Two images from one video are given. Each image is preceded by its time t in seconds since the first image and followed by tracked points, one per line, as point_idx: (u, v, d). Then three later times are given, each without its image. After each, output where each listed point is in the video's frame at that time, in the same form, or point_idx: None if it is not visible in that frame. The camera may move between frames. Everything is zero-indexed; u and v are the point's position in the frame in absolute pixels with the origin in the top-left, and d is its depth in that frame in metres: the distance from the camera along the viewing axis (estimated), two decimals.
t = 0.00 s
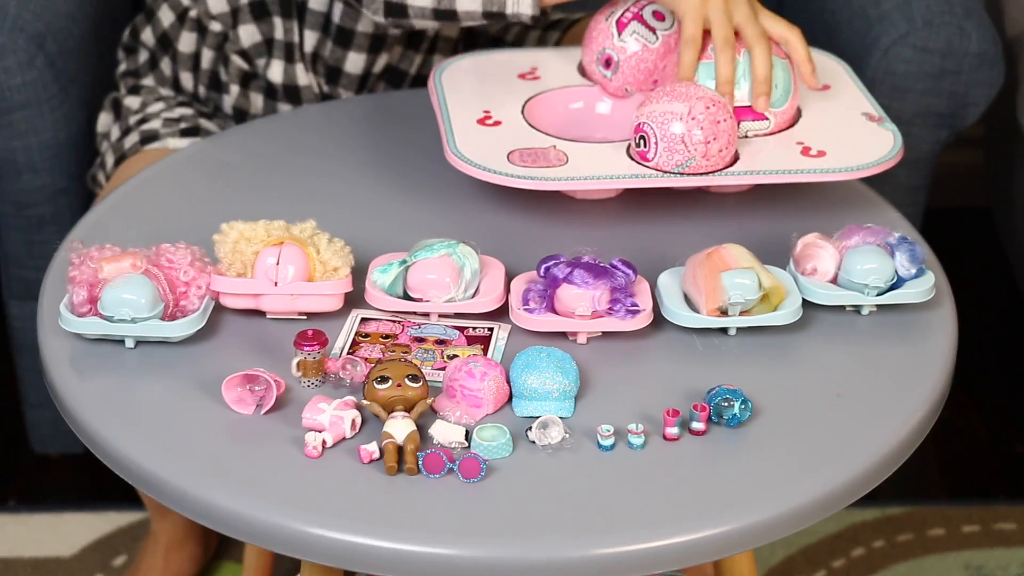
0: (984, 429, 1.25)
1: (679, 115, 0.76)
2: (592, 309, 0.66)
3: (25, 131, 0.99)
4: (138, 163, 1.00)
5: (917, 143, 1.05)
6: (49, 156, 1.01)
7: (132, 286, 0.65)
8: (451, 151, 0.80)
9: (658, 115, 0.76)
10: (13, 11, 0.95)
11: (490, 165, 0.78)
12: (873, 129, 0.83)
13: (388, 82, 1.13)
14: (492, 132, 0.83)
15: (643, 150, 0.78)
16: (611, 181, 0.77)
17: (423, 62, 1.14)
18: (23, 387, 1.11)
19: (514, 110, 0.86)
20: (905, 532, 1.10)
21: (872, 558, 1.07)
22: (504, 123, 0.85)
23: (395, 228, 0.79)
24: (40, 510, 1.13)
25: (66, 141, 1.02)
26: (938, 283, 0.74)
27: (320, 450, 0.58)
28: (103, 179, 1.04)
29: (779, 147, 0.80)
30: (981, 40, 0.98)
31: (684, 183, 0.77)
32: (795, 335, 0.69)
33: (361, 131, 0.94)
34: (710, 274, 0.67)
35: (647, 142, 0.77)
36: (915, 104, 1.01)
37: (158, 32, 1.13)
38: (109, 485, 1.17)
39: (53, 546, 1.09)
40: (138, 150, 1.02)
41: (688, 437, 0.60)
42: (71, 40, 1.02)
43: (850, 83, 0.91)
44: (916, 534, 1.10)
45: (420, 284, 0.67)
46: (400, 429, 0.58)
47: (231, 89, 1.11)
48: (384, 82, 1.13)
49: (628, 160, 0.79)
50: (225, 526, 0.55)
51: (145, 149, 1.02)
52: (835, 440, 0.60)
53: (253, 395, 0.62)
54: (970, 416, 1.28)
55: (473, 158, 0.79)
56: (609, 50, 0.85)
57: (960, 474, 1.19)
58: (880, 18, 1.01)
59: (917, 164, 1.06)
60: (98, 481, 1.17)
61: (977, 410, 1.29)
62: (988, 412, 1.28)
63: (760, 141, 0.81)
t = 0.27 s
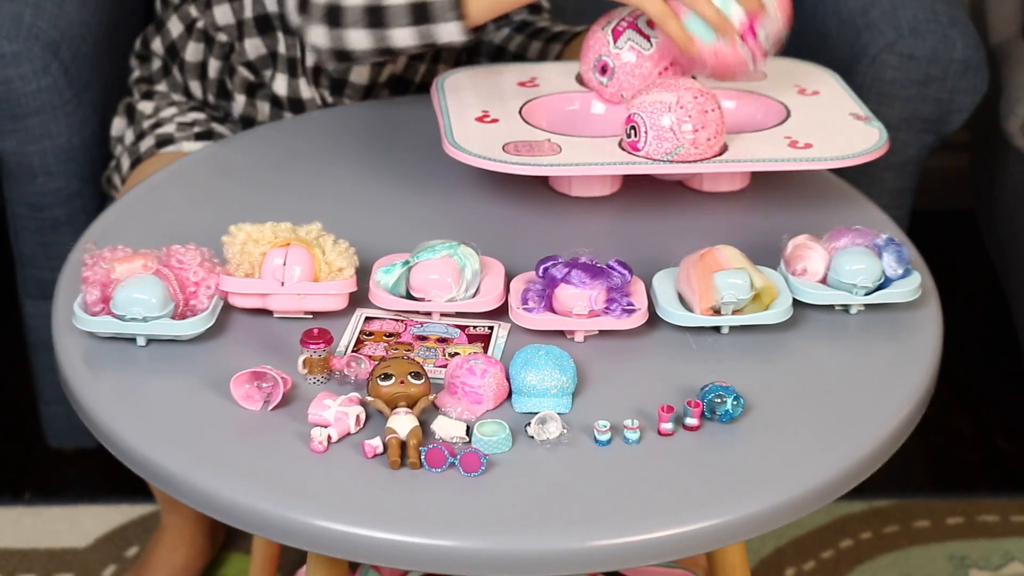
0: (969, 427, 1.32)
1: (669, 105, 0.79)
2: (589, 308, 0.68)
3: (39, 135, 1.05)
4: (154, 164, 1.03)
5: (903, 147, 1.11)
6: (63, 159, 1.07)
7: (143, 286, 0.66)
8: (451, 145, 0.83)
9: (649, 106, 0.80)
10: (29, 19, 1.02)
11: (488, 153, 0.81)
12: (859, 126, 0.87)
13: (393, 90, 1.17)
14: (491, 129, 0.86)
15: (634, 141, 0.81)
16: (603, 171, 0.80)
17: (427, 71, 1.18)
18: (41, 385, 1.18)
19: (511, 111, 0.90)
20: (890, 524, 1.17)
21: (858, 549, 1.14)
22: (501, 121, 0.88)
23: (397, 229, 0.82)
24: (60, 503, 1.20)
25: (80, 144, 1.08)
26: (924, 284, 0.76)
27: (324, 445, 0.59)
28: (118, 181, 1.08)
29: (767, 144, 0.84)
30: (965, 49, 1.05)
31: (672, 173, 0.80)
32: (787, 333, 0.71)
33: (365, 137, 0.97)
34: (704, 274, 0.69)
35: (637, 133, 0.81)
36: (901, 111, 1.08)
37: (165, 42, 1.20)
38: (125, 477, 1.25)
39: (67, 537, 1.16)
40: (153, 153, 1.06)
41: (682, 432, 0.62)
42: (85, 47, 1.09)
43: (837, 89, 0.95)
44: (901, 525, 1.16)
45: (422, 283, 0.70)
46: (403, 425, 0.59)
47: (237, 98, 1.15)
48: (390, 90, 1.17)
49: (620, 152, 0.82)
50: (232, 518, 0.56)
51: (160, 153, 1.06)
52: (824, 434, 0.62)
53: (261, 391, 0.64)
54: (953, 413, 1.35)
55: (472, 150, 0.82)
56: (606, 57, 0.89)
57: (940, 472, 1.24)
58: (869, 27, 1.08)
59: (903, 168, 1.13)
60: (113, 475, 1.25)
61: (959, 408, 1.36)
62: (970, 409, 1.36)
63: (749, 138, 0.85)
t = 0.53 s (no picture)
0: (948, 420, 1.39)
1: (660, 109, 0.83)
2: (586, 307, 0.71)
3: (61, 143, 1.12)
4: (169, 170, 1.08)
5: (886, 152, 1.19)
6: (83, 165, 1.14)
7: (159, 286, 0.69)
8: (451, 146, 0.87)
9: (641, 108, 0.84)
10: (51, 32, 1.09)
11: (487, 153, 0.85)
12: (843, 130, 0.91)
13: (391, 98, 1.24)
14: (490, 132, 0.90)
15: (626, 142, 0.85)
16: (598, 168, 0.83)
17: (425, 80, 1.25)
18: (58, 377, 1.26)
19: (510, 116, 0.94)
20: (875, 514, 1.21)
21: (844, 538, 1.18)
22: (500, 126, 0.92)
23: (401, 232, 0.85)
24: (78, 494, 1.24)
25: (99, 151, 1.15)
26: (907, 284, 0.79)
27: (332, 438, 0.62)
28: (134, 188, 1.13)
29: (755, 144, 0.88)
30: (944, 60, 1.14)
31: (664, 171, 0.84)
32: (775, 331, 0.73)
33: (368, 142, 1.01)
34: (695, 274, 0.72)
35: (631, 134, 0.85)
36: (883, 118, 1.16)
37: (171, 59, 1.27)
38: (139, 470, 1.30)
39: (85, 527, 1.20)
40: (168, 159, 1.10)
41: (675, 426, 0.64)
42: (103, 61, 1.16)
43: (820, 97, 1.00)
44: (885, 515, 1.21)
45: (426, 283, 0.73)
46: (407, 419, 0.62)
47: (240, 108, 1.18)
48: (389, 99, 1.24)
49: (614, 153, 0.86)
50: (242, 508, 0.58)
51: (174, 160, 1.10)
52: (811, 427, 0.64)
53: (271, 387, 0.66)
54: (936, 410, 1.41)
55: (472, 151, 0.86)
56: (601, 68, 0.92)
57: (920, 463, 1.31)
58: (850, 40, 1.17)
59: (886, 173, 1.20)
60: (132, 468, 1.31)
61: (942, 405, 1.42)
62: (952, 406, 1.42)
63: (737, 139, 0.89)
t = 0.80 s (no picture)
0: (948, 420, 1.39)
1: (662, 102, 0.84)
2: (586, 307, 0.71)
3: (61, 143, 1.13)
4: (164, 171, 1.07)
5: (886, 153, 1.19)
6: (83, 165, 1.15)
7: (158, 286, 0.69)
8: (453, 144, 0.88)
9: (643, 102, 0.85)
10: (51, 32, 1.09)
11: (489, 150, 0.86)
12: (842, 126, 0.92)
13: (382, 99, 1.24)
14: (488, 131, 0.91)
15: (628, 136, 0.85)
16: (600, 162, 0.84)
17: (415, 80, 1.25)
18: (58, 377, 1.26)
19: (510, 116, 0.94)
20: (874, 514, 1.21)
21: (844, 537, 1.18)
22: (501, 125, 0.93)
23: (402, 232, 0.85)
24: (78, 494, 1.24)
25: (98, 151, 1.16)
26: (907, 285, 0.79)
27: (332, 438, 0.62)
28: (131, 187, 1.14)
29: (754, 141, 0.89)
30: (944, 61, 1.14)
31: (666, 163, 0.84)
32: (776, 331, 0.73)
33: (367, 143, 1.00)
34: (695, 274, 0.72)
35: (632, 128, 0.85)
36: (883, 118, 1.16)
37: (159, 69, 1.24)
38: (139, 469, 1.30)
39: (86, 527, 1.20)
40: (162, 160, 1.10)
41: (675, 426, 0.64)
42: (103, 62, 1.16)
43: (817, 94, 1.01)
44: (885, 515, 1.21)
45: (425, 283, 0.73)
46: (407, 419, 0.62)
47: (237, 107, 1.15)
48: (381, 99, 1.24)
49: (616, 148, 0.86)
50: (242, 508, 0.59)
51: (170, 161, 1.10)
52: (811, 426, 0.64)
53: (271, 387, 0.66)
54: (935, 410, 1.41)
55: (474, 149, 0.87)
56: (600, 68, 0.93)
57: (921, 462, 1.31)
58: (850, 40, 1.17)
59: (885, 173, 1.20)
60: (132, 468, 1.31)
61: (942, 405, 1.42)
62: (952, 406, 1.42)
63: (737, 135, 0.90)
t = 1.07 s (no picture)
0: (947, 420, 1.39)
1: (668, 122, 0.83)
2: (586, 307, 0.71)
3: (61, 143, 1.13)
4: (161, 173, 1.07)
5: (886, 153, 1.19)
6: (83, 165, 1.15)
7: (158, 286, 0.69)
8: (456, 160, 0.87)
9: (649, 122, 0.84)
10: (52, 32, 1.09)
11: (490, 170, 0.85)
12: (843, 134, 0.91)
13: (375, 101, 1.23)
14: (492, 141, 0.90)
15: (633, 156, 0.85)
16: (605, 182, 0.83)
17: (408, 82, 1.23)
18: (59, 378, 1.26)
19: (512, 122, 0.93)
20: (874, 514, 1.21)
21: (844, 537, 1.18)
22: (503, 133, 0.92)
23: (402, 232, 0.85)
24: (78, 494, 1.24)
25: (98, 151, 1.16)
26: (907, 285, 0.79)
27: (332, 438, 0.62)
28: (128, 188, 1.15)
29: (758, 155, 0.88)
30: (944, 61, 1.14)
31: (670, 185, 0.84)
32: (776, 331, 0.73)
33: (367, 142, 1.00)
34: (695, 274, 0.72)
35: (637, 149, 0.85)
36: (883, 118, 1.16)
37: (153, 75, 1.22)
38: (139, 469, 1.30)
39: (86, 526, 1.20)
40: (157, 160, 1.10)
41: (675, 426, 0.64)
42: (103, 61, 1.16)
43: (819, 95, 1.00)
44: (884, 515, 1.21)
45: (426, 283, 0.73)
46: (407, 419, 0.62)
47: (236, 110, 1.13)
48: (374, 101, 1.23)
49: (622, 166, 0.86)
50: (242, 507, 0.59)
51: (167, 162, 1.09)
52: (810, 427, 0.64)
53: (271, 386, 0.66)
54: (935, 409, 1.41)
55: (476, 164, 0.86)
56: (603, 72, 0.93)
57: (921, 462, 1.31)
58: (850, 41, 1.17)
59: (885, 173, 1.20)
60: (132, 468, 1.31)
61: (942, 405, 1.42)
62: (952, 405, 1.42)
63: (742, 148, 0.89)
